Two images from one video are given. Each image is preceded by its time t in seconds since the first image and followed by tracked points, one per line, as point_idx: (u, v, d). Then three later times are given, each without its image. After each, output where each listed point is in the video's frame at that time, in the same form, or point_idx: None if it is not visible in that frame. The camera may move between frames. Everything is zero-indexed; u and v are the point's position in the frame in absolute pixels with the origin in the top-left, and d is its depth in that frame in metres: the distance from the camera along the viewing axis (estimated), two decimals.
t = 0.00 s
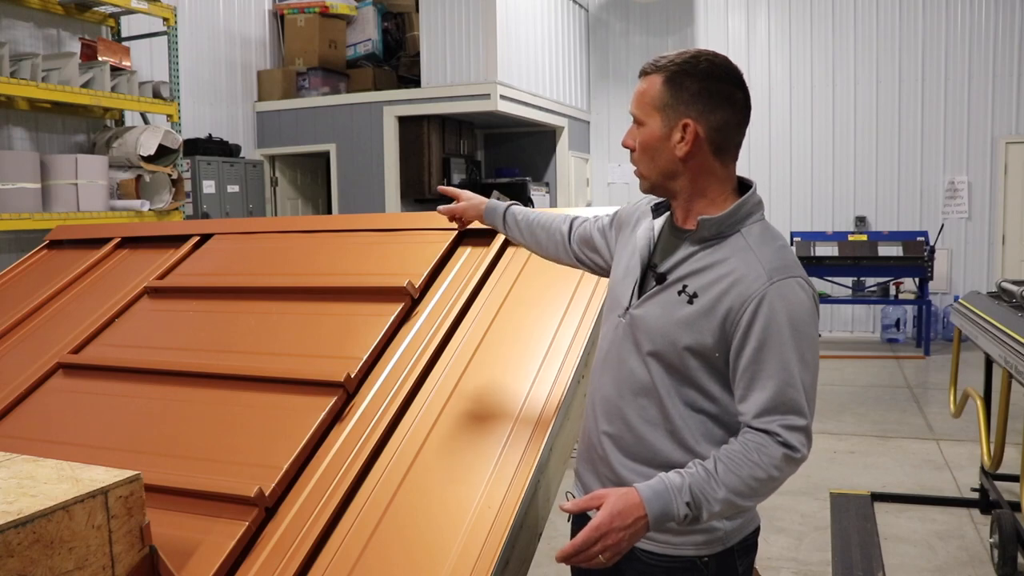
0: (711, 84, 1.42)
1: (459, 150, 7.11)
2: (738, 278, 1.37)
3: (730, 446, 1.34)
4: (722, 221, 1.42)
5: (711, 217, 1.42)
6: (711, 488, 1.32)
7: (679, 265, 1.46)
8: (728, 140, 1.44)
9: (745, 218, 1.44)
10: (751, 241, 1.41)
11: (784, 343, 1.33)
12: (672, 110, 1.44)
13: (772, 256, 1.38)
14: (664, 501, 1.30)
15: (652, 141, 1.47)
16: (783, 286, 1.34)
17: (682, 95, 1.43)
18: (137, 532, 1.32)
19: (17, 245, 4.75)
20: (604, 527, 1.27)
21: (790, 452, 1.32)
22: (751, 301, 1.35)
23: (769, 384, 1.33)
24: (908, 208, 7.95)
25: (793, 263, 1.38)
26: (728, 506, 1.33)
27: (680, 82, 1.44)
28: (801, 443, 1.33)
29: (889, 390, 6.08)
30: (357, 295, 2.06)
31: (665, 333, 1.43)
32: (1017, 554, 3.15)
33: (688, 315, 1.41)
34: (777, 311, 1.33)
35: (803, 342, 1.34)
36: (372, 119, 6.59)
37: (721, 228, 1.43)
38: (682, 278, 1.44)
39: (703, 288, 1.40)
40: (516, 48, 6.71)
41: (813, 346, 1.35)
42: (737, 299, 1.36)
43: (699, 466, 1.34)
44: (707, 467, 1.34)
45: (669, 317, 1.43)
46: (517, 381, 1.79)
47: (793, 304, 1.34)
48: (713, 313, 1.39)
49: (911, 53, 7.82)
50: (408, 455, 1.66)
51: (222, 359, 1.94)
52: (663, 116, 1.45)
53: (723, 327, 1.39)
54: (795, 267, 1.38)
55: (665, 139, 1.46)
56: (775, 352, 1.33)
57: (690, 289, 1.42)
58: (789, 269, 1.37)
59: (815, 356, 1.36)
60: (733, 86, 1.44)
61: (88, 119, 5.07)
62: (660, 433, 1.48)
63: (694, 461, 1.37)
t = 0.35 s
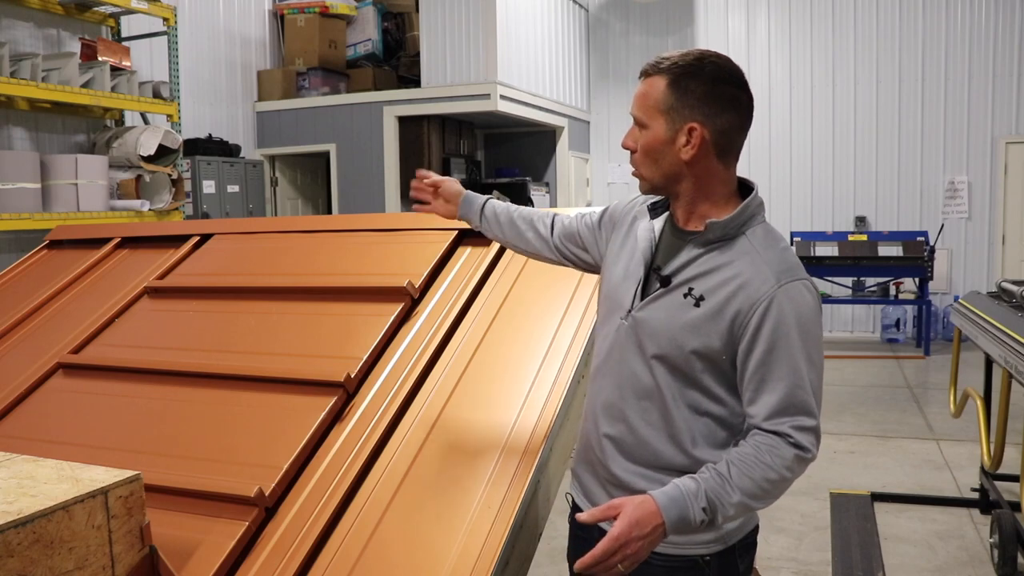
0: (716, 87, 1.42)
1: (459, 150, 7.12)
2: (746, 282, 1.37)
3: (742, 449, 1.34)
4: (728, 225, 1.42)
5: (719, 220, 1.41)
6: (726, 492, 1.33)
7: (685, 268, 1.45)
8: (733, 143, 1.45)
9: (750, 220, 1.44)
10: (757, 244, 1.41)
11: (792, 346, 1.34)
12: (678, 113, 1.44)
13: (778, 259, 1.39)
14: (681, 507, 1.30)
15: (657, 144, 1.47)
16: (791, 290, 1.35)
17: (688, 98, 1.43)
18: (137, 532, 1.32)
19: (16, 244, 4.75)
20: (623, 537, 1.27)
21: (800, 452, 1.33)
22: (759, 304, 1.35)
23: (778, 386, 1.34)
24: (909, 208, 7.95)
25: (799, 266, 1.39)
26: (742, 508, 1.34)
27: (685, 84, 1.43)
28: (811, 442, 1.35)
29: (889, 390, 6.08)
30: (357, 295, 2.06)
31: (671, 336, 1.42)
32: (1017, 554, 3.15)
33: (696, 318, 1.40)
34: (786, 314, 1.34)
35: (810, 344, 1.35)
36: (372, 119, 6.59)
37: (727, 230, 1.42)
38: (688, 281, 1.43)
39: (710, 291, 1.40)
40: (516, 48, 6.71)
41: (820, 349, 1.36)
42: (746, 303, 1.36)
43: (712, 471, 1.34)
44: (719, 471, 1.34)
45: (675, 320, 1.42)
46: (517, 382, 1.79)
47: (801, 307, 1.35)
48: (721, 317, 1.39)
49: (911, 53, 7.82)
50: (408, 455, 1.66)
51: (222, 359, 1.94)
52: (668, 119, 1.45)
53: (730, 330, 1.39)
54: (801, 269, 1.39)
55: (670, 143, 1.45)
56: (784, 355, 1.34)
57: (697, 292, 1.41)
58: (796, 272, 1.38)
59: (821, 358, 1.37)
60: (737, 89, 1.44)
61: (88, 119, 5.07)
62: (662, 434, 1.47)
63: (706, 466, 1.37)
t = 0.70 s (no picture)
0: (720, 92, 1.43)
1: (459, 150, 7.12)
2: (750, 287, 1.37)
3: (751, 454, 1.35)
4: (732, 230, 1.41)
5: (723, 226, 1.41)
6: (737, 498, 1.32)
7: (687, 273, 1.44)
8: (735, 148, 1.45)
9: (753, 225, 1.44)
10: (761, 249, 1.41)
11: (796, 352, 1.35)
12: (682, 117, 1.44)
13: (782, 265, 1.39)
14: (694, 515, 1.29)
15: (658, 147, 1.46)
16: (796, 296, 1.35)
17: (692, 102, 1.43)
18: (137, 532, 1.32)
19: (16, 244, 4.75)
20: (640, 548, 1.25)
21: (806, 456, 1.34)
22: (765, 311, 1.35)
23: (785, 392, 1.35)
24: (909, 209, 7.95)
25: (801, 272, 1.40)
26: (752, 512, 1.34)
27: (689, 88, 1.43)
28: (816, 444, 1.36)
29: (889, 390, 6.08)
30: (357, 296, 2.06)
31: (674, 341, 1.42)
32: (1017, 554, 3.15)
33: (700, 323, 1.40)
34: (790, 321, 1.35)
35: (814, 349, 1.36)
36: (372, 119, 6.59)
37: (731, 235, 1.42)
38: (691, 286, 1.43)
39: (714, 297, 1.40)
40: (516, 48, 6.71)
41: (822, 353, 1.38)
42: (751, 310, 1.37)
43: (721, 477, 1.34)
44: (729, 476, 1.34)
45: (678, 325, 1.42)
46: (517, 382, 1.79)
47: (805, 313, 1.36)
48: (725, 322, 1.39)
49: (911, 53, 7.82)
50: (408, 456, 1.66)
51: (222, 360, 1.94)
52: (671, 122, 1.45)
53: (734, 336, 1.39)
54: (804, 275, 1.39)
55: (673, 146, 1.45)
56: (788, 361, 1.35)
57: (700, 297, 1.41)
58: (799, 278, 1.38)
59: (823, 362, 1.38)
60: (741, 94, 1.45)
61: (88, 119, 5.07)
62: (661, 436, 1.47)
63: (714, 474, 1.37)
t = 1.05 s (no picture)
0: (724, 91, 1.42)
1: (459, 150, 7.13)
2: (749, 289, 1.37)
3: (738, 454, 1.35)
4: (732, 231, 1.41)
5: (723, 226, 1.40)
6: (720, 497, 1.32)
7: (684, 273, 1.44)
8: (738, 148, 1.45)
9: (752, 226, 1.44)
10: (759, 250, 1.41)
11: (794, 355, 1.34)
12: (685, 114, 1.44)
13: (781, 266, 1.39)
14: (674, 511, 1.29)
15: (660, 145, 1.46)
16: (794, 297, 1.35)
17: (696, 100, 1.43)
18: (137, 532, 1.32)
19: (16, 244, 4.75)
20: (616, 539, 1.27)
21: (795, 459, 1.34)
22: (761, 312, 1.35)
23: (776, 393, 1.35)
24: (909, 209, 7.95)
25: (800, 273, 1.39)
26: (735, 512, 1.34)
27: (693, 86, 1.43)
28: (806, 448, 1.36)
29: (889, 390, 6.08)
30: (357, 296, 2.06)
31: (672, 342, 1.42)
32: (1017, 554, 3.15)
33: (698, 324, 1.40)
34: (788, 322, 1.34)
35: (810, 351, 1.36)
36: (372, 119, 6.59)
37: (730, 236, 1.42)
38: (689, 286, 1.43)
39: (712, 297, 1.40)
40: (516, 48, 6.71)
41: (819, 354, 1.37)
42: (747, 311, 1.36)
43: (705, 476, 1.34)
44: (713, 476, 1.34)
45: (676, 325, 1.42)
46: (516, 381, 1.79)
47: (802, 315, 1.35)
48: (722, 323, 1.39)
49: (911, 53, 7.82)
50: (408, 456, 1.66)
51: (223, 359, 1.94)
52: (674, 120, 1.45)
53: (731, 337, 1.39)
54: (803, 276, 1.39)
55: (676, 144, 1.45)
56: (785, 363, 1.34)
57: (699, 298, 1.41)
58: (797, 279, 1.38)
59: (819, 364, 1.38)
60: (745, 93, 1.44)
61: (88, 119, 5.07)
62: (658, 437, 1.47)
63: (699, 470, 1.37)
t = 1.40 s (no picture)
0: (721, 89, 1.42)
1: (459, 150, 7.13)
2: (748, 288, 1.37)
3: (755, 461, 1.35)
4: (730, 231, 1.41)
5: (720, 226, 1.40)
6: (743, 507, 1.33)
7: (682, 273, 1.44)
8: (736, 146, 1.45)
9: (750, 226, 1.44)
10: (759, 251, 1.40)
11: (795, 356, 1.34)
12: (681, 113, 1.44)
13: (780, 266, 1.38)
14: (701, 527, 1.29)
15: (658, 143, 1.47)
16: (794, 298, 1.35)
17: (692, 98, 1.43)
18: (137, 532, 1.32)
19: (16, 244, 4.75)
20: (649, 567, 1.25)
21: (811, 459, 1.35)
22: (761, 313, 1.35)
23: (786, 396, 1.35)
24: (909, 209, 7.95)
25: (800, 273, 1.39)
26: (760, 518, 1.34)
27: (689, 84, 1.43)
28: (823, 447, 1.36)
29: (889, 390, 6.08)
30: (357, 296, 2.06)
31: (670, 343, 1.42)
32: (1017, 554, 3.15)
33: (696, 325, 1.40)
34: (789, 323, 1.34)
35: (812, 351, 1.36)
36: (372, 119, 6.59)
37: (729, 236, 1.42)
38: (687, 287, 1.42)
39: (710, 298, 1.40)
40: (517, 47, 6.71)
41: (822, 354, 1.38)
42: (747, 311, 1.36)
43: (727, 486, 1.34)
44: (734, 485, 1.34)
45: (674, 326, 1.42)
46: (516, 382, 1.79)
47: (803, 316, 1.35)
48: (722, 324, 1.38)
49: (911, 53, 7.82)
50: (408, 456, 1.66)
51: (223, 360, 1.94)
52: (671, 118, 1.45)
53: (731, 338, 1.39)
54: (802, 276, 1.39)
55: (672, 142, 1.45)
56: (788, 364, 1.34)
57: (697, 299, 1.41)
58: (797, 279, 1.38)
59: (824, 364, 1.38)
60: (743, 91, 1.44)
61: (88, 119, 5.07)
62: (657, 438, 1.47)
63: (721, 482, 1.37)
